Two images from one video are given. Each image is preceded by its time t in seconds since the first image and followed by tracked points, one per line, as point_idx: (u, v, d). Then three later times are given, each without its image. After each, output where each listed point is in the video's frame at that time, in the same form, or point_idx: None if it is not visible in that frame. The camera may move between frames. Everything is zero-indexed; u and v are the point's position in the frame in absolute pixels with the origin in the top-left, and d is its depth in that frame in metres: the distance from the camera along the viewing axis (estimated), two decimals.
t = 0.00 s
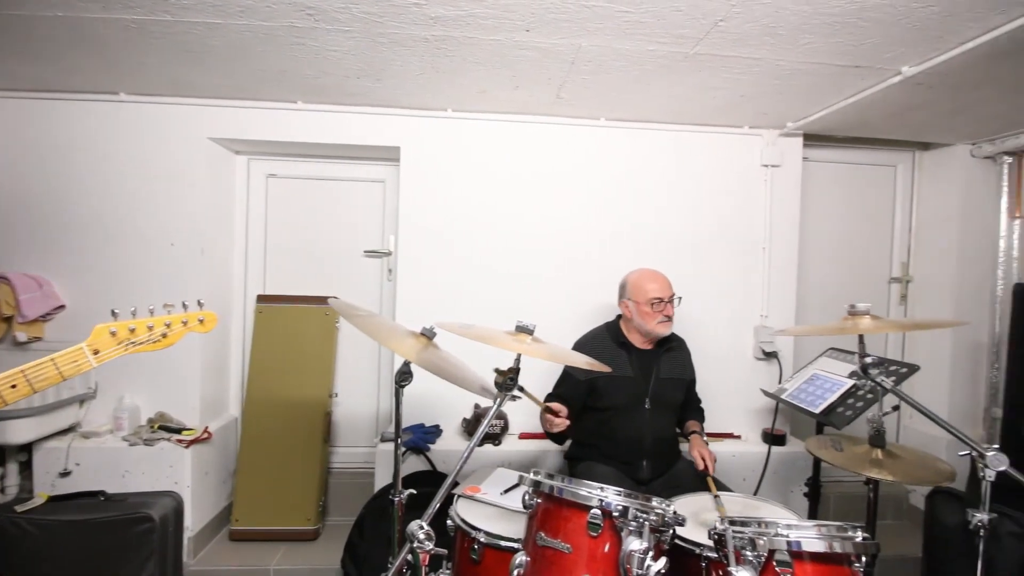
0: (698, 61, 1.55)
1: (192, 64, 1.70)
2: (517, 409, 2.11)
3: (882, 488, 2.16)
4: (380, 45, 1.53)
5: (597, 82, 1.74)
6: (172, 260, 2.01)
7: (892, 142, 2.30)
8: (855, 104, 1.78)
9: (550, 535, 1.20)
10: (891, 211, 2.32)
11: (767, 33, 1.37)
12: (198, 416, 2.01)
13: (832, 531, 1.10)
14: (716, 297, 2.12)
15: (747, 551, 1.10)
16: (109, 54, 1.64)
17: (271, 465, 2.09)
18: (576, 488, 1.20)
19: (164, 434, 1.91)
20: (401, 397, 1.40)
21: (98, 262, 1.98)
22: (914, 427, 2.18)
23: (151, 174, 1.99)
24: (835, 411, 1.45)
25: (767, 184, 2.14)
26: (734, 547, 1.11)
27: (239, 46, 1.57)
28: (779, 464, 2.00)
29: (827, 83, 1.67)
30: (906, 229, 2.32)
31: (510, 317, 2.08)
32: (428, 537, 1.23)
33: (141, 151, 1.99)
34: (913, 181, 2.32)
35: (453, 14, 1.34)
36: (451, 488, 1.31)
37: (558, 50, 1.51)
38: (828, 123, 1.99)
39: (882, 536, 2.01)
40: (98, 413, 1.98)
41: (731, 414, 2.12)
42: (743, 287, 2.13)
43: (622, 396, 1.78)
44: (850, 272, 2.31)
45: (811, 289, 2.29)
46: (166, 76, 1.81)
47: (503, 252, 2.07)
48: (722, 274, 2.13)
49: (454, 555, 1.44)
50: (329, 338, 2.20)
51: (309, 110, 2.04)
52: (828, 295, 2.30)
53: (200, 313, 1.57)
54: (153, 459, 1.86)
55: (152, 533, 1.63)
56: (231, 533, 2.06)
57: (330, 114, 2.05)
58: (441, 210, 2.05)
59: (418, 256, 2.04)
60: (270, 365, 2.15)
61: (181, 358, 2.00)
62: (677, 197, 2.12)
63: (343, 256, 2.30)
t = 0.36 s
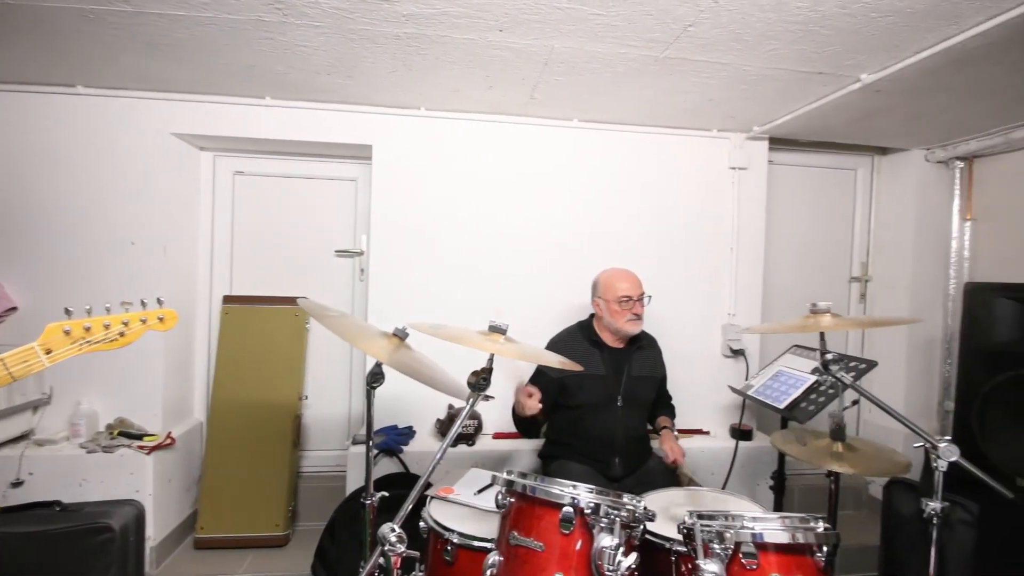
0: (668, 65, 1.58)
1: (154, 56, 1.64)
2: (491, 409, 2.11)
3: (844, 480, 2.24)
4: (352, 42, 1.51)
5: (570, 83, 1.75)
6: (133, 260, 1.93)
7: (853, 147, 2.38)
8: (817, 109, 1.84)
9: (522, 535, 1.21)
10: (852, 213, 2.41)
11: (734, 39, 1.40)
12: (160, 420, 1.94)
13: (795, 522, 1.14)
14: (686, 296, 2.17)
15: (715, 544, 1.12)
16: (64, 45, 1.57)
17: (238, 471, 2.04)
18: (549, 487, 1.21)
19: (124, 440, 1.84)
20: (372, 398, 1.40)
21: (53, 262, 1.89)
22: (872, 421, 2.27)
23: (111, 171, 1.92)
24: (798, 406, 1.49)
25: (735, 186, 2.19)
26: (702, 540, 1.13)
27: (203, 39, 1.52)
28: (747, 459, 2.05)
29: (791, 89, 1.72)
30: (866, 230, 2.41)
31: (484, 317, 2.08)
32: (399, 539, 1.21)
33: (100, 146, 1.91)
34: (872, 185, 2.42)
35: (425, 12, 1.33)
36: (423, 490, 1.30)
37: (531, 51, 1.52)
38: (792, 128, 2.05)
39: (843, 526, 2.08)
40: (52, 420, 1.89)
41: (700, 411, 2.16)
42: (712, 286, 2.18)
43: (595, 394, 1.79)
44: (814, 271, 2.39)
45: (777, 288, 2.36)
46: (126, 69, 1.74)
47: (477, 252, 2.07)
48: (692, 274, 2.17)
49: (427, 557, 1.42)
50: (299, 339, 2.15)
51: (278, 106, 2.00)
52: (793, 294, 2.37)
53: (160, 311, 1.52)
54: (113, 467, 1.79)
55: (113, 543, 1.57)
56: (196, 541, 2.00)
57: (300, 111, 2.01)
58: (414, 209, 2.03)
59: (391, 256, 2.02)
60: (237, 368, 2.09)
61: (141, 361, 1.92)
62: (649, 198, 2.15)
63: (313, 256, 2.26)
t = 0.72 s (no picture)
0: (632, 69, 1.61)
1: (102, 46, 1.56)
2: (459, 409, 2.10)
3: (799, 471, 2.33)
4: (314, 36, 1.48)
5: (537, 84, 1.76)
6: (80, 259, 1.83)
7: (807, 152, 2.48)
8: (774, 115, 1.91)
9: (490, 534, 1.21)
10: (806, 215, 2.52)
11: (696, 45, 1.44)
12: (111, 428, 1.85)
13: (753, 513, 1.18)
14: (651, 295, 2.21)
15: (677, 537, 1.15)
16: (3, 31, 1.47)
17: (196, 478, 1.96)
18: (516, 486, 1.22)
19: (72, 449, 1.74)
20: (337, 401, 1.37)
21: None
22: (826, 414, 2.37)
23: (55, 165, 1.81)
24: (757, 401, 1.55)
25: (697, 188, 2.25)
26: (665, 534, 1.15)
27: (156, 29, 1.45)
28: (709, 453, 2.11)
29: (750, 95, 1.78)
30: (819, 232, 2.52)
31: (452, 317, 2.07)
32: (364, 544, 1.19)
33: (43, 139, 1.81)
34: (826, 188, 2.52)
35: (390, 8, 1.31)
36: (389, 492, 1.29)
37: (499, 51, 1.52)
38: (751, 132, 2.12)
39: (799, 516, 2.17)
40: None
41: (665, 407, 2.21)
42: (676, 286, 2.24)
43: (563, 393, 1.81)
44: (771, 271, 2.48)
45: (737, 287, 2.44)
46: (72, 59, 1.65)
47: (444, 252, 2.05)
48: (656, 274, 2.22)
49: (393, 561, 1.41)
50: (260, 342, 2.08)
51: (237, 101, 1.93)
52: (752, 293, 2.46)
53: (108, 320, 1.43)
54: (59, 477, 1.70)
55: (59, 558, 1.49)
56: (150, 553, 1.92)
57: (261, 106, 1.95)
58: (380, 208, 2.01)
59: (356, 256, 1.99)
60: (194, 372, 2.02)
61: (90, 366, 1.83)
62: (614, 199, 2.19)
63: (275, 255, 2.20)
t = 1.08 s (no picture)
0: (599, 71, 1.63)
1: (46, 33, 1.47)
2: (427, 410, 2.08)
3: (759, 464, 2.41)
4: (276, 30, 1.44)
5: (505, 85, 1.76)
6: (22, 259, 1.72)
7: (765, 156, 2.57)
8: (735, 120, 1.97)
9: (457, 535, 1.20)
10: (765, 216, 2.61)
11: (660, 49, 1.47)
12: (58, 436, 1.75)
13: (715, 506, 1.22)
14: (617, 294, 2.25)
15: (642, 532, 1.17)
16: None
17: (151, 487, 1.88)
18: (484, 486, 1.22)
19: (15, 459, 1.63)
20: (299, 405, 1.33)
21: None
22: (784, 408, 2.47)
23: None
24: (719, 398, 1.59)
25: (662, 190, 2.30)
26: (631, 529, 1.18)
27: (106, 17, 1.38)
28: (674, 449, 2.16)
29: (711, 100, 1.83)
30: (777, 233, 2.62)
31: (420, 317, 2.05)
32: (329, 549, 1.17)
33: None
34: (783, 191, 2.62)
35: (355, 4, 1.29)
36: (355, 496, 1.27)
37: (466, 50, 1.51)
38: (713, 136, 2.18)
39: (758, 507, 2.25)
40: None
41: (631, 405, 2.25)
42: (641, 285, 2.28)
43: (531, 393, 1.82)
44: (733, 270, 2.56)
45: (700, 287, 2.51)
46: (12, 46, 1.56)
47: (412, 251, 2.03)
48: (622, 273, 2.26)
49: (360, 565, 1.39)
50: (220, 345, 2.01)
51: (195, 94, 1.86)
52: (715, 292, 2.53)
53: (43, 310, 1.33)
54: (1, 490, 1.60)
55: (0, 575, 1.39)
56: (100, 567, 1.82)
57: (220, 101, 1.88)
58: (346, 207, 1.97)
59: (320, 256, 1.95)
60: (149, 376, 1.93)
61: (33, 372, 1.72)
62: (582, 200, 2.21)
63: (235, 255, 2.13)
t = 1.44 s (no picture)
0: (569, 73, 1.64)
1: None
2: (397, 412, 2.06)
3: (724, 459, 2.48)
4: (239, 23, 1.39)
5: (475, 84, 1.76)
6: None
7: (730, 159, 2.65)
8: (701, 123, 2.02)
9: (427, 537, 1.20)
10: (730, 217, 2.68)
11: (628, 53, 1.49)
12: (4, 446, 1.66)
13: (681, 500, 1.24)
14: (588, 294, 2.28)
15: (611, 528, 1.19)
16: None
17: (105, 497, 1.80)
18: (454, 487, 1.21)
19: None
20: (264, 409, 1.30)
21: None
22: (748, 404, 2.54)
23: None
24: (685, 394, 1.63)
25: (631, 191, 2.34)
26: (599, 525, 1.19)
27: (55, 4, 1.31)
28: (642, 445, 2.20)
29: (678, 104, 1.87)
30: (741, 234, 2.70)
31: (390, 317, 2.02)
32: (294, 556, 1.14)
33: None
34: (747, 193, 2.70)
35: None
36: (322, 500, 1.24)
37: (437, 49, 1.50)
38: (680, 138, 2.23)
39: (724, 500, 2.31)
40: None
41: (601, 403, 2.28)
42: (611, 285, 2.31)
43: (502, 392, 1.83)
44: (699, 270, 2.62)
45: (668, 286, 2.56)
46: None
47: (383, 251, 2.01)
48: (592, 273, 2.28)
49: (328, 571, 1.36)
50: (179, 347, 1.94)
51: (152, 87, 1.79)
52: (682, 291, 2.59)
53: None
54: None
55: None
56: None
57: (179, 95, 1.82)
58: (313, 206, 1.93)
59: (286, 256, 1.90)
60: (103, 381, 1.84)
61: None
62: (552, 200, 2.23)
63: (196, 254, 2.06)
